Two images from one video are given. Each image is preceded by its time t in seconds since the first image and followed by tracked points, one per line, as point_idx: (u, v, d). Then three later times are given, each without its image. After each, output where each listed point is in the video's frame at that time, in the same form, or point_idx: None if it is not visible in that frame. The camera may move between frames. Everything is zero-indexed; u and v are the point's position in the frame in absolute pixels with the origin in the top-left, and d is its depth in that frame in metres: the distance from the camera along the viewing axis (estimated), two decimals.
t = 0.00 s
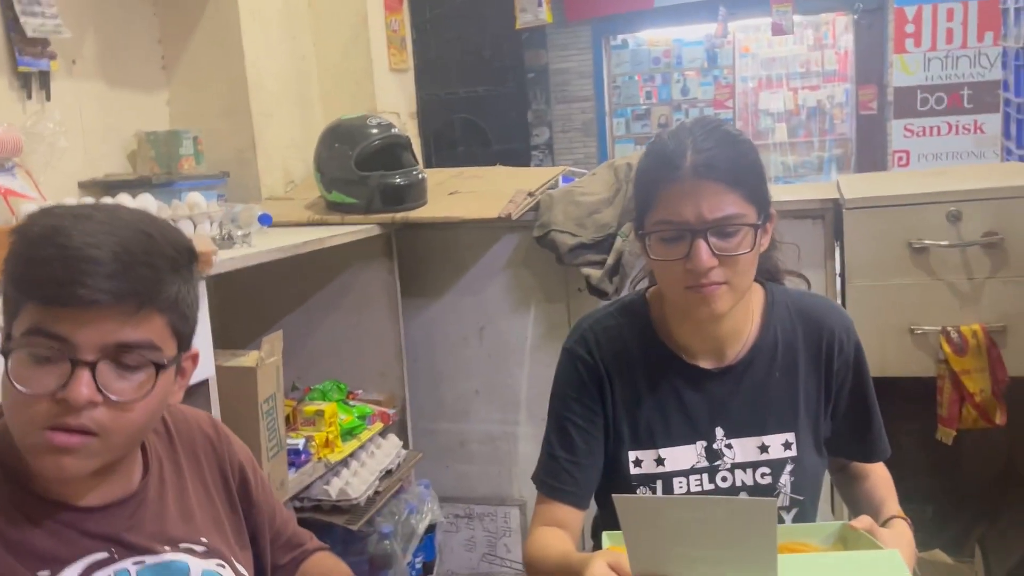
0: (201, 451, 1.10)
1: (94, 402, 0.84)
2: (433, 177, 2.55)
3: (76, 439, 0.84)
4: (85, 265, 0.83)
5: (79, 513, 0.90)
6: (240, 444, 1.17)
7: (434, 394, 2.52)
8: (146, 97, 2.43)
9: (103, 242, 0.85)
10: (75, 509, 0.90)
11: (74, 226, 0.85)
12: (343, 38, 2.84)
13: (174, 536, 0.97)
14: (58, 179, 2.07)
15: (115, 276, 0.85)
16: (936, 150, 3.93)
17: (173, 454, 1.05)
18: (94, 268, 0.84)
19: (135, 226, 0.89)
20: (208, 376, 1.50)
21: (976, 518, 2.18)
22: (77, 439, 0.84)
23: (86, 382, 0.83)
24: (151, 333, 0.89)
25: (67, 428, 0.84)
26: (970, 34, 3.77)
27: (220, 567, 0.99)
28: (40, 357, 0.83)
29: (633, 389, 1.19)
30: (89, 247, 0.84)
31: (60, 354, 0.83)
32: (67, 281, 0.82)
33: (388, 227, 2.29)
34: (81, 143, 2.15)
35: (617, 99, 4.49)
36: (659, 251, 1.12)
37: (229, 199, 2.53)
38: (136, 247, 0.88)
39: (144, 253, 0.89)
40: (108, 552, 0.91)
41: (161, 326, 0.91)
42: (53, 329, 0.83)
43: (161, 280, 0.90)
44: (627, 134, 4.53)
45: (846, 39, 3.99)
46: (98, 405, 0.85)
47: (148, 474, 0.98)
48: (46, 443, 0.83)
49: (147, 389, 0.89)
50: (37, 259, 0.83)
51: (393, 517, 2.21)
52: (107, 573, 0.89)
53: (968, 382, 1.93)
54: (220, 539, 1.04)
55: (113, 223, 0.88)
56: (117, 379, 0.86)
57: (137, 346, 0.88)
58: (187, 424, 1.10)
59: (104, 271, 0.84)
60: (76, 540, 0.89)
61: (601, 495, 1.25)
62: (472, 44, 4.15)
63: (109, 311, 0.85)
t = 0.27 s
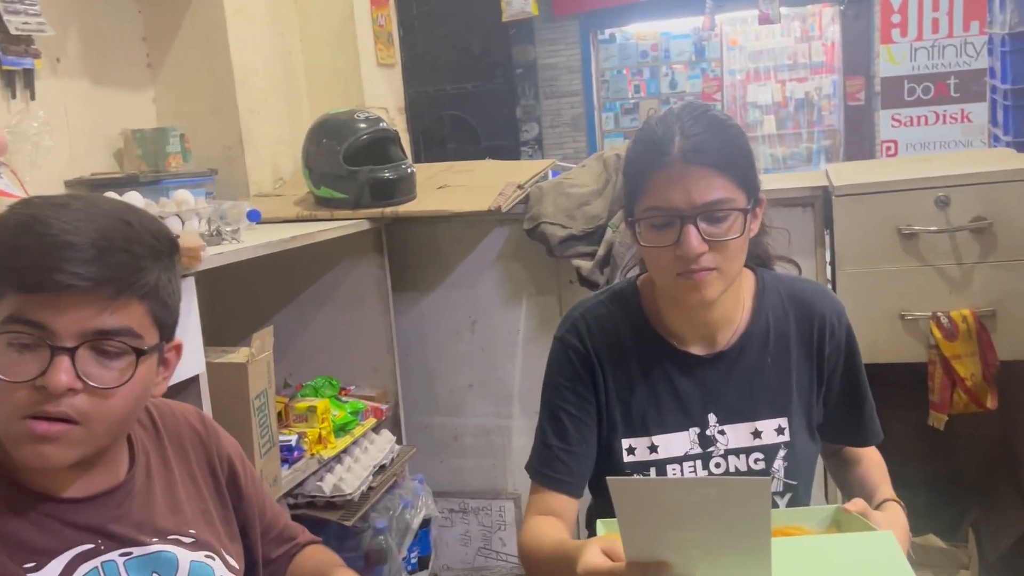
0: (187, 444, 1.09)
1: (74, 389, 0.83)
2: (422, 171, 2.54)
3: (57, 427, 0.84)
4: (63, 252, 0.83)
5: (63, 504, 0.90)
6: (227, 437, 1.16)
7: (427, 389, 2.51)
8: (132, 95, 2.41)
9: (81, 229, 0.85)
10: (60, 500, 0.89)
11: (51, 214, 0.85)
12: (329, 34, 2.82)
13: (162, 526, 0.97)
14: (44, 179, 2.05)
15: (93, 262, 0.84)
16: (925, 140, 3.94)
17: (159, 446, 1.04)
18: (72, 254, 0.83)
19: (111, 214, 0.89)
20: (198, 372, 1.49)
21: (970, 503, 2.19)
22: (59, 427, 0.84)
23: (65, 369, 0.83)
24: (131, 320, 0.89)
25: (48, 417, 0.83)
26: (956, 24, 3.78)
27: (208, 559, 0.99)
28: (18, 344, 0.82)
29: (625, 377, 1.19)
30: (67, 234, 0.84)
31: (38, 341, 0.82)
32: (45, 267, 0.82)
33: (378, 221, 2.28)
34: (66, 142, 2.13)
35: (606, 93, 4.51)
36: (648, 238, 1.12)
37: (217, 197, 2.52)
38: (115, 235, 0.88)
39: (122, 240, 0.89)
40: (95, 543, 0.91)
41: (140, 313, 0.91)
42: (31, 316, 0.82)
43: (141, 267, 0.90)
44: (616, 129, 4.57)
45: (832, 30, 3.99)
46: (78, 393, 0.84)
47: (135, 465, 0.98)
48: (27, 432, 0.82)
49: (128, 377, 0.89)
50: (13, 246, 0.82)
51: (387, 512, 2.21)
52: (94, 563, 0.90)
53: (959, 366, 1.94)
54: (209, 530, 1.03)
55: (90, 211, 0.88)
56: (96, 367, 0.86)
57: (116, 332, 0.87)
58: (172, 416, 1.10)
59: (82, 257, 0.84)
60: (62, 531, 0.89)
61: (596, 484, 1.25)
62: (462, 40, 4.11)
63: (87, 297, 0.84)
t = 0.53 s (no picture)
0: (173, 445, 1.08)
1: (49, 390, 0.82)
2: (409, 168, 2.52)
3: (35, 430, 0.83)
4: (36, 252, 0.82)
5: (46, 507, 0.89)
6: (214, 438, 1.16)
7: (417, 386, 2.51)
8: (115, 95, 2.39)
9: (54, 228, 0.84)
10: (42, 503, 0.89)
11: (23, 214, 0.84)
12: (314, 31, 2.80)
13: (147, 528, 0.96)
14: (26, 181, 2.03)
15: (67, 261, 0.84)
16: (911, 131, 3.93)
17: (144, 448, 1.04)
18: (45, 254, 0.83)
19: (84, 213, 0.89)
20: (184, 373, 1.47)
21: (960, 492, 2.21)
22: (37, 430, 0.83)
23: (40, 370, 0.81)
24: (107, 320, 0.88)
25: (25, 419, 0.82)
26: (941, 14, 3.77)
27: (196, 560, 0.98)
28: None
29: (614, 372, 1.18)
30: (41, 234, 0.83)
31: (13, 343, 0.81)
32: (18, 267, 0.80)
33: (365, 219, 2.27)
34: (49, 143, 2.11)
35: (593, 87, 4.51)
36: (636, 233, 1.11)
37: (202, 196, 2.50)
38: (89, 234, 0.87)
39: (96, 239, 0.88)
40: (78, 546, 0.90)
41: (116, 313, 0.90)
42: (3, 318, 0.81)
43: (116, 267, 0.89)
44: (604, 123, 4.56)
45: (817, 23, 4.01)
46: (53, 394, 0.83)
47: (119, 466, 0.97)
48: (6, 436, 0.81)
49: (105, 377, 0.87)
50: None
51: (379, 511, 2.20)
52: (79, 566, 0.89)
53: (947, 356, 1.95)
54: (195, 532, 1.02)
55: (63, 211, 0.87)
56: (72, 367, 0.85)
57: (92, 332, 0.86)
58: (158, 417, 1.09)
59: (55, 257, 0.83)
60: (44, 534, 0.88)
61: (586, 480, 1.24)
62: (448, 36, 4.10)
63: (61, 297, 0.83)
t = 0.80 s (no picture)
0: (172, 449, 1.07)
1: (40, 404, 0.81)
2: (409, 165, 2.51)
3: (29, 443, 0.82)
4: (26, 264, 0.81)
5: (44, 514, 0.88)
6: (213, 441, 1.15)
7: (420, 384, 2.50)
8: (112, 96, 2.38)
9: (44, 240, 0.84)
10: (42, 510, 0.88)
11: (14, 225, 0.83)
12: (311, 28, 2.78)
13: (148, 532, 0.95)
14: (24, 183, 2.01)
15: (57, 273, 0.83)
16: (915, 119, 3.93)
17: (144, 452, 1.03)
18: (34, 266, 0.82)
19: (75, 223, 0.88)
20: (184, 376, 1.47)
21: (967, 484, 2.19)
22: (30, 444, 0.82)
23: (30, 383, 0.80)
24: (99, 331, 0.87)
25: (18, 433, 0.81)
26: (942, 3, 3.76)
27: (197, 564, 0.98)
28: None
29: (617, 372, 1.17)
30: (29, 245, 0.83)
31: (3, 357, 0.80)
32: (7, 280, 0.80)
33: (365, 217, 2.26)
34: (46, 146, 2.10)
35: (593, 80, 4.43)
36: (637, 231, 1.10)
37: (202, 196, 2.49)
38: (78, 245, 0.87)
39: (87, 250, 0.87)
40: (77, 552, 0.89)
41: (109, 323, 0.89)
42: None
43: (108, 277, 0.89)
44: (604, 117, 4.48)
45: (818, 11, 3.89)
46: (44, 408, 0.82)
47: (118, 470, 0.96)
48: None
49: (97, 387, 0.87)
50: None
51: (383, 510, 2.19)
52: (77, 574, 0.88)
53: (952, 348, 1.93)
54: (195, 536, 1.02)
55: (54, 222, 0.86)
56: (63, 380, 0.84)
57: (84, 344, 0.85)
58: (156, 421, 1.08)
59: (45, 268, 0.82)
60: (43, 543, 0.87)
61: (590, 480, 1.23)
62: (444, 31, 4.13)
63: (52, 309, 0.83)
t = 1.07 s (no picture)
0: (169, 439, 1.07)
1: (43, 398, 0.81)
2: (411, 156, 2.50)
3: (29, 437, 0.82)
4: (32, 259, 0.80)
5: (39, 503, 0.88)
6: (211, 432, 1.14)
7: (423, 376, 2.49)
8: (113, 87, 2.37)
9: (52, 235, 0.82)
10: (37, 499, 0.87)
11: (21, 218, 0.82)
12: (312, 18, 2.77)
13: (144, 522, 0.95)
14: (25, 176, 2.01)
15: (63, 269, 0.82)
16: (920, 109, 3.89)
17: (140, 442, 1.02)
18: (42, 262, 0.81)
19: (84, 217, 0.86)
20: (185, 368, 1.46)
21: (972, 475, 2.18)
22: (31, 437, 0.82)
23: (33, 377, 0.80)
24: (104, 327, 0.86)
25: (20, 426, 0.81)
26: None
27: (195, 554, 0.98)
28: None
29: (619, 362, 1.16)
30: (37, 240, 0.82)
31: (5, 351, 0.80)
32: (13, 275, 0.79)
33: (367, 209, 2.25)
34: (47, 138, 2.09)
35: (596, 70, 4.42)
36: (639, 219, 1.09)
37: (204, 187, 2.48)
38: (86, 240, 0.85)
39: (94, 246, 0.86)
40: (72, 542, 0.88)
41: (114, 319, 0.88)
42: None
43: (115, 274, 0.87)
44: (608, 107, 4.47)
45: None
46: (48, 402, 0.82)
47: (115, 460, 0.96)
48: None
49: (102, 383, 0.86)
50: None
51: (385, 501, 2.19)
52: (73, 563, 0.88)
53: (957, 338, 1.92)
54: (193, 525, 1.02)
55: (63, 215, 0.85)
56: (69, 376, 0.83)
57: (88, 340, 0.85)
58: (154, 412, 1.07)
59: (52, 264, 0.81)
60: (39, 532, 0.87)
61: (592, 471, 1.23)
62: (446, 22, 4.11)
63: (57, 305, 0.82)
